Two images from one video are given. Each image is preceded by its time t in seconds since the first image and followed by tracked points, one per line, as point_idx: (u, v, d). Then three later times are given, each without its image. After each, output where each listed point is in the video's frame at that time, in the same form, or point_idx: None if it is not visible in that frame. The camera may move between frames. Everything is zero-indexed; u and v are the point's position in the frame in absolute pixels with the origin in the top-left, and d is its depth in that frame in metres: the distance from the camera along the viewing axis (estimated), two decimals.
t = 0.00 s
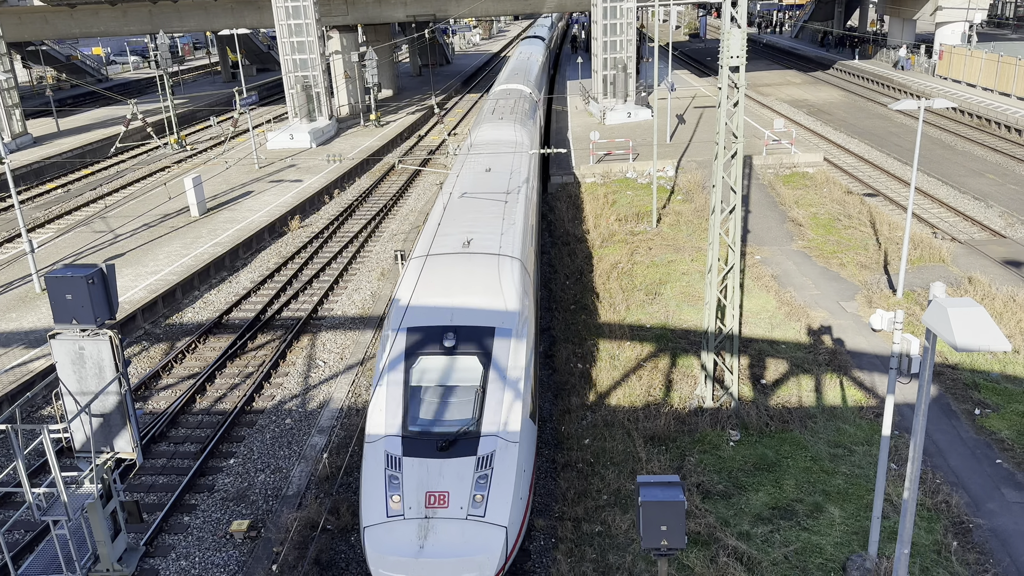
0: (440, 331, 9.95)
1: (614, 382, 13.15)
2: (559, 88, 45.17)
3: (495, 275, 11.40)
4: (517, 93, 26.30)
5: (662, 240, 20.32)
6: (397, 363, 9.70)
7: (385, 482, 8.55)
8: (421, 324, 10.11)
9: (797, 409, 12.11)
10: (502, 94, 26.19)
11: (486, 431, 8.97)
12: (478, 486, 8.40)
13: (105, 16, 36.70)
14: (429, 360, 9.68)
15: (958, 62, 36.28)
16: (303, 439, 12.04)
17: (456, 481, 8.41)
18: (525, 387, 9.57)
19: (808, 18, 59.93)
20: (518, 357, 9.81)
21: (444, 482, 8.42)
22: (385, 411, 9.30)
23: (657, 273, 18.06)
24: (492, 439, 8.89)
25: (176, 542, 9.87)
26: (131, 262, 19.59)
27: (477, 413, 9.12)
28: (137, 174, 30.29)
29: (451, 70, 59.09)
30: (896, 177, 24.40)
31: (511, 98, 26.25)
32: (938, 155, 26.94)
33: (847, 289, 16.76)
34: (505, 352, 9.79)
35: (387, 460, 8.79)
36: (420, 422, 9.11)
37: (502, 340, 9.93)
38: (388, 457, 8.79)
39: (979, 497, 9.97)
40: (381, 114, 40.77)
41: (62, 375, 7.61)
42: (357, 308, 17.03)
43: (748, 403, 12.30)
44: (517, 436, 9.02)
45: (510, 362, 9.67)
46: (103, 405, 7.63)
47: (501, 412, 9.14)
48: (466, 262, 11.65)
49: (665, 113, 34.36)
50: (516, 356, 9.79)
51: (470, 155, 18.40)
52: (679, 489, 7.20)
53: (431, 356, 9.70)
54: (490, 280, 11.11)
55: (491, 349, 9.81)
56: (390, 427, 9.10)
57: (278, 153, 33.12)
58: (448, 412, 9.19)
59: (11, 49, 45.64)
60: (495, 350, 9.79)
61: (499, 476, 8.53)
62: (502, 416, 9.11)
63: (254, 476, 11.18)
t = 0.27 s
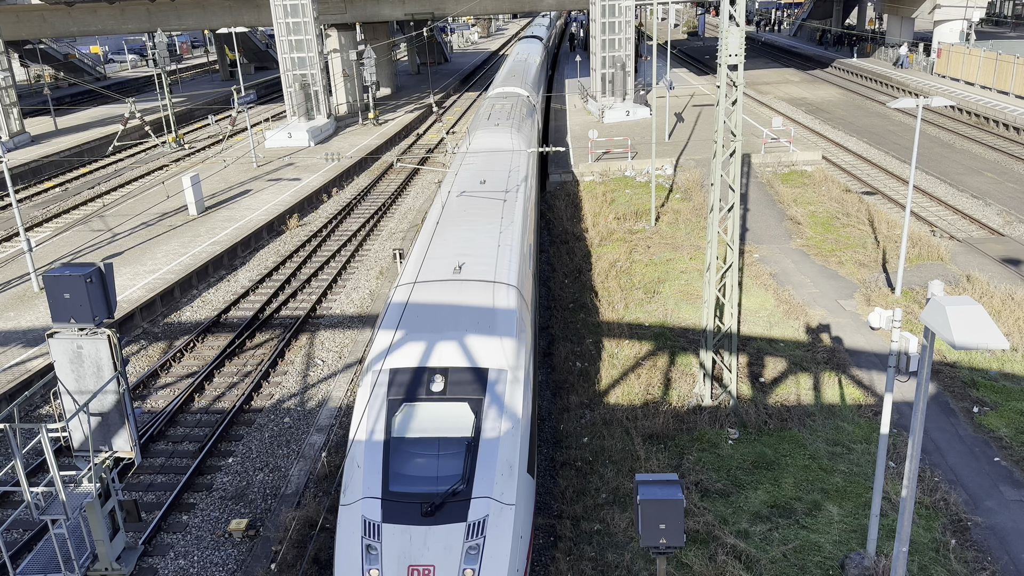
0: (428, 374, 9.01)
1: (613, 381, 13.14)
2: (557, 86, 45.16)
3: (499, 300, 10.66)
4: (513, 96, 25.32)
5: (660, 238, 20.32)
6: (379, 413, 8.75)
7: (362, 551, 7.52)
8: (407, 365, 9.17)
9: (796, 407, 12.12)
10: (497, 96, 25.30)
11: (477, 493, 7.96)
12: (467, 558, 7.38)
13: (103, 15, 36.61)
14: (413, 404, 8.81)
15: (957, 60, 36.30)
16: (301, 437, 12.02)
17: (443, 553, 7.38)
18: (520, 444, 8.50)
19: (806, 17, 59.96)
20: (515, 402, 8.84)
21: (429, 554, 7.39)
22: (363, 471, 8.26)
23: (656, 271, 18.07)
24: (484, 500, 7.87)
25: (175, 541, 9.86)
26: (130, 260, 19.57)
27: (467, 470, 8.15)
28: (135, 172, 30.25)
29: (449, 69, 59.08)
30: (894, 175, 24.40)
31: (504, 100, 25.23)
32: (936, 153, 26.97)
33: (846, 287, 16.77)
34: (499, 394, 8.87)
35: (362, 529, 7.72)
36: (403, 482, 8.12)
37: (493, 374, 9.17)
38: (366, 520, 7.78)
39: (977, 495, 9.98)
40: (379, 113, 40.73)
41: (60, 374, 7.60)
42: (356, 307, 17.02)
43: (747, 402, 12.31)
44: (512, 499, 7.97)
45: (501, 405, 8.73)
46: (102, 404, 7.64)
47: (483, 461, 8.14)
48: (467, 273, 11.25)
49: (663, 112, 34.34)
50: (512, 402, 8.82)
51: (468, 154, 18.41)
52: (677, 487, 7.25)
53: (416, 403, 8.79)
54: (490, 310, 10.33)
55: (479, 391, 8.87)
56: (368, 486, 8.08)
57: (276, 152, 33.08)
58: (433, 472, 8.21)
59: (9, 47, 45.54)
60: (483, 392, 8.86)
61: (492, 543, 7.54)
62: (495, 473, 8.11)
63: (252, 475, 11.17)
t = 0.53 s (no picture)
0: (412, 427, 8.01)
1: (611, 381, 13.15)
2: (556, 87, 45.19)
3: (499, 320, 9.79)
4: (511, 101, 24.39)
5: (658, 239, 20.34)
6: (356, 457, 7.82)
7: None
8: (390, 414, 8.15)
9: (794, 407, 12.13)
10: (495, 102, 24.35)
11: None
12: None
13: (101, 16, 36.57)
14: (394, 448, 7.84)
15: (954, 61, 36.37)
16: (300, 438, 12.00)
17: None
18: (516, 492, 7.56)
19: (804, 17, 60.07)
20: (506, 446, 7.92)
21: None
22: (333, 550, 7.06)
23: (654, 272, 18.08)
24: None
25: (173, 542, 9.85)
26: (128, 261, 19.54)
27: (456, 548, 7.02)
28: (134, 173, 30.23)
29: (448, 69, 59.13)
30: (892, 175, 24.44)
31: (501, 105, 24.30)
32: (934, 154, 27.02)
33: (844, 288, 16.79)
34: (488, 437, 7.92)
35: None
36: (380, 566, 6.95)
37: (486, 414, 8.15)
38: None
39: (975, 495, 9.99)
40: (378, 114, 40.75)
41: (58, 375, 7.61)
42: (354, 307, 17.02)
43: (745, 402, 12.32)
44: None
45: (493, 455, 7.75)
46: (100, 406, 7.64)
47: (474, 526, 7.10)
48: (467, 282, 10.73)
49: (662, 113, 34.37)
50: (503, 446, 7.89)
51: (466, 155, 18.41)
52: (676, 488, 7.29)
53: (397, 452, 7.79)
54: (485, 333, 9.38)
55: (467, 434, 7.93)
56: (339, 567, 6.91)
57: (274, 153, 33.06)
58: (417, 550, 7.09)
59: (6, 48, 45.46)
60: (472, 437, 7.91)
61: None
62: (489, 550, 6.98)
63: (250, 476, 11.16)
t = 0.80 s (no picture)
0: (392, 443, 7.47)
1: (610, 384, 13.15)
2: (554, 90, 45.27)
3: (489, 330, 9.50)
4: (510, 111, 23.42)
5: (657, 242, 20.35)
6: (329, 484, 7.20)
7: None
8: (370, 433, 7.64)
9: (792, 410, 12.13)
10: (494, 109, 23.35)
11: None
12: None
13: (99, 19, 36.59)
14: (367, 467, 7.25)
15: (951, 64, 36.45)
16: (298, 442, 11.99)
17: None
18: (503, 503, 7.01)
19: (801, 21, 60.18)
20: (490, 455, 7.43)
21: None
22: None
23: (653, 275, 18.09)
24: None
25: (170, 545, 9.83)
26: (126, 264, 19.54)
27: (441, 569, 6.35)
28: (132, 176, 30.23)
29: (447, 72, 59.21)
30: (890, 178, 24.48)
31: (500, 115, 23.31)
32: (931, 157, 27.06)
33: (841, 290, 16.81)
34: (470, 447, 7.45)
35: None
36: None
37: (468, 424, 7.72)
38: None
39: (973, 498, 10.00)
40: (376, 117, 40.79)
41: (56, 377, 7.60)
42: (352, 310, 17.02)
43: (743, 405, 12.32)
44: None
45: (475, 466, 7.25)
46: (98, 408, 7.62)
47: (458, 545, 6.51)
48: (462, 288, 10.55)
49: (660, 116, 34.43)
50: (486, 456, 7.40)
51: (464, 158, 18.43)
52: (674, 491, 7.32)
53: (372, 471, 7.20)
54: (472, 346, 9.06)
55: (444, 446, 7.42)
56: None
57: (273, 156, 33.07)
58: None
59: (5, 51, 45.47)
60: (450, 447, 7.42)
61: None
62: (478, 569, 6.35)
63: (249, 479, 11.15)
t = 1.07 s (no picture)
0: (379, 452, 7.34)
1: (608, 388, 13.15)
2: (552, 95, 45.36)
3: (484, 339, 9.42)
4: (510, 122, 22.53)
5: (655, 246, 20.36)
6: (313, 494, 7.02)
7: None
8: (358, 442, 7.55)
9: (791, 414, 12.14)
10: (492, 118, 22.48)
11: None
12: None
13: (98, 23, 36.61)
14: (352, 479, 7.05)
15: (949, 69, 36.55)
16: (296, 446, 11.97)
17: None
18: (493, 506, 6.78)
19: (799, 25, 60.35)
20: (477, 462, 7.24)
21: None
22: None
23: (651, 278, 18.10)
24: None
25: (168, 549, 9.81)
26: (124, 268, 19.51)
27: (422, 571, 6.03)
28: (130, 180, 30.22)
29: (445, 77, 59.28)
30: (887, 182, 24.52)
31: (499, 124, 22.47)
32: (929, 161, 27.14)
33: (839, 294, 16.83)
34: (458, 454, 7.30)
35: None
36: None
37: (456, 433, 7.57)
38: None
39: (971, 501, 10.00)
40: (374, 121, 40.82)
41: (53, 382, 7.57)
42: (351, 314, 17.01)
43: (741, 408, 12.33)
44: None
45: (462, 472, 7.08)
46: (95, 412, 7.60)
47: (444, 547, 6.25)
48: (458, 294, 10.52)
49: (658, 120, 34.47)
50: (473, 463, 7.22)
51: (462, 162, 18.46)
52: (672, 494, 7.35)
53: (357, 479, 7.04)
54: (465, 354, 8.98)
55: (429, 454, 7.27)
56: None
57: (271, 159, 33.07)
58: None
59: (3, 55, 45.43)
60: (436, 455, 7.26)
61: None
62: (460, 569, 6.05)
63: (246, 483, 11.13)
